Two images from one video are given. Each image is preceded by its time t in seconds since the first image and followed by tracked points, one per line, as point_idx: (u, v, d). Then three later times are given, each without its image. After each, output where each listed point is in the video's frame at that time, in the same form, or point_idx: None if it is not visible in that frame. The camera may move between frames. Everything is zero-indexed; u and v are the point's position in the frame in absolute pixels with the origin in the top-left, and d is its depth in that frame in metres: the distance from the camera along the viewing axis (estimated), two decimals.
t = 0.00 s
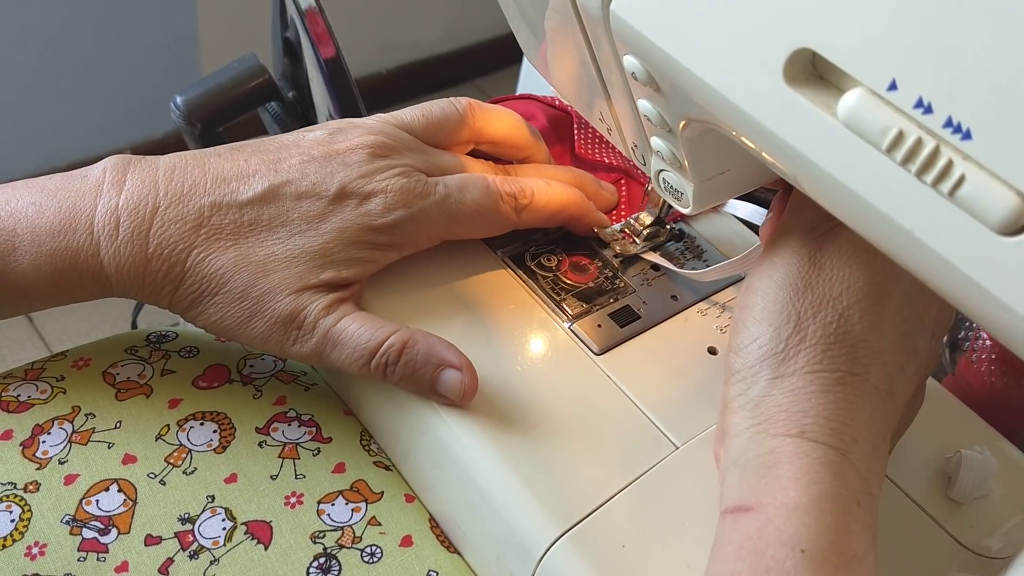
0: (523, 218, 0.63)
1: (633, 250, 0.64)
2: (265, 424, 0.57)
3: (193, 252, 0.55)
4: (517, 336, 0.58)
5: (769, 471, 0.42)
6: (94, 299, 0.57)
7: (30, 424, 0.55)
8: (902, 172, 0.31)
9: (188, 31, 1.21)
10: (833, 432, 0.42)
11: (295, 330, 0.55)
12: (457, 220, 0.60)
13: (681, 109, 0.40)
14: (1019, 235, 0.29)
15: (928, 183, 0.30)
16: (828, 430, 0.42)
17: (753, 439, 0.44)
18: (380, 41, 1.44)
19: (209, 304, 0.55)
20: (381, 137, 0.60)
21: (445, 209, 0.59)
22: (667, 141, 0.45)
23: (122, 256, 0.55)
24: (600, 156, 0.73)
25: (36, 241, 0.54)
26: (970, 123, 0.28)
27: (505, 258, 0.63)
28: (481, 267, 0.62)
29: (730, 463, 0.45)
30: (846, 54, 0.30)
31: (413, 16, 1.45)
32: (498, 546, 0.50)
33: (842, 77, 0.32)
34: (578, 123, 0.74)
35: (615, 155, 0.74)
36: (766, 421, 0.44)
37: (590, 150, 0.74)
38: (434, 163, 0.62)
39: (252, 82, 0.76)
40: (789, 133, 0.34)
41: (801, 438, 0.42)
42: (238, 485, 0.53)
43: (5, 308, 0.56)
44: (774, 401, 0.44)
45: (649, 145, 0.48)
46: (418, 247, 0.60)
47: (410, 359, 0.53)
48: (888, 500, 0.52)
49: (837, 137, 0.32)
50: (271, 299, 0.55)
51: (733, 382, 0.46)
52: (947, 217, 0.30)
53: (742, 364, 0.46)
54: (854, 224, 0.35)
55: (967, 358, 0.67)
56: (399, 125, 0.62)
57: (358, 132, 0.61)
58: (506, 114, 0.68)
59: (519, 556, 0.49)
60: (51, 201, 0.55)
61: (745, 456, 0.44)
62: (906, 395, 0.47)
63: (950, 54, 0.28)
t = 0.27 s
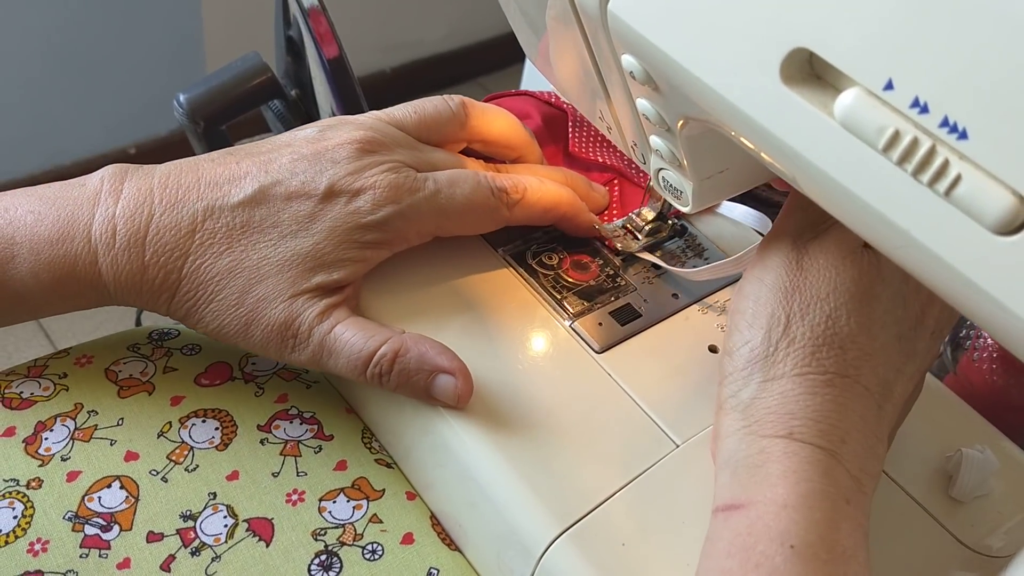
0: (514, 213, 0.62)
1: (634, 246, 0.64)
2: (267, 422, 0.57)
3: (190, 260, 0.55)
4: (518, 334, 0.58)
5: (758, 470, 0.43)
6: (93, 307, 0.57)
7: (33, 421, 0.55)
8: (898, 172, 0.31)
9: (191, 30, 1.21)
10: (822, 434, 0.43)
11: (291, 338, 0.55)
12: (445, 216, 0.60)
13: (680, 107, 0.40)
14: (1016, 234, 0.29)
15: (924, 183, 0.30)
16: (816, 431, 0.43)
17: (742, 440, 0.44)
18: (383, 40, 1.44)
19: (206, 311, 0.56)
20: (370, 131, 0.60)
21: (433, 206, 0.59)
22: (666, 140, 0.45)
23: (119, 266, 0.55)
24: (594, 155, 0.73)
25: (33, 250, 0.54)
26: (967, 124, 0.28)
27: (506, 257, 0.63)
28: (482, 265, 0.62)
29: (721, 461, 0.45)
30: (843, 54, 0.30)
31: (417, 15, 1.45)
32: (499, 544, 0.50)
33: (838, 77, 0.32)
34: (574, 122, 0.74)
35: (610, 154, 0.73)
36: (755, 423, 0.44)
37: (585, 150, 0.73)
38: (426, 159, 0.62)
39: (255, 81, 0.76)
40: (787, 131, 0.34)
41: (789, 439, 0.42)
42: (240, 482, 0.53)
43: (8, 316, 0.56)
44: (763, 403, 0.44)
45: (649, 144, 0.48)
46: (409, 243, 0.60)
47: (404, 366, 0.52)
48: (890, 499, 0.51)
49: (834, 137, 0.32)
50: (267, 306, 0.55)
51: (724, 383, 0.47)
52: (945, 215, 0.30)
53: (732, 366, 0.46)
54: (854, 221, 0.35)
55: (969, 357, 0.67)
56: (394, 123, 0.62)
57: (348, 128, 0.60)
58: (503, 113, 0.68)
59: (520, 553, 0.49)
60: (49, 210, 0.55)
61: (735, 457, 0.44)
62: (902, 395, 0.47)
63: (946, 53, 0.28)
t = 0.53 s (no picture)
0: (515, 213, 0.62)
1: (635, 248, 0.64)
2: (267, 421, 0.57)
3: (188, 259, 0.55)
4: (519, 333, 0.58)
5: (756, 474, 0.42)
6: (92, 306, 0.57)
7: (34, 420, 0.55)
8: (900, 168, 0.31)
9: (194, 31, 1.22)
10: (819, 437, 0.43)
11: (291, 338, 0.55)
12: (447, 218, 0.60)
13: (681, 105, 0.40)
14: (1017, 230, 0.29)
15: (926, 179, 0.30)
16: (813, 435, 0.43)
17: (739, 446, 0.44)
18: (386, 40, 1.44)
19: (204, 310, 0.55)
20: (370, 133, 0.60)
21: (433, 207, 0.59)
22: (668, 138, 0.44)
23: (118, 263, 0.55)
24: (595, 156, 0.73)
25: (32, 247, 0.54)
26: (968, 120, 0.28)
27: (507, 257, 0.63)
28: (483, 264, 0.62)
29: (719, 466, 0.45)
30: (843, 51, 0.30)
31: (420, 15, 1.45)
32: (500, 543, 0.50)
33: (838, 74, 0.32)
34: (575, 122, 0.74)
35: (610, 154, 0.73)
36: (752, 428, 0.44)
37: (586, 150, 0.73)
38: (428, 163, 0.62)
39: (257, 80, 0.76)
40: (787, 130, 0.34)
41: (786, 444, 0.42)
42: (241, 481, 0.53)
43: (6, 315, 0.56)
44: (759, 407, 0.44)
45: (650, 142, 0.48)
46: (408, 244, 0.60)
47: (402, 367, 0.52)
48: (892, 499, 0.51)
49: (835, 134, 0.32)
50: (266, 306, 0.55)
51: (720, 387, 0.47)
52: (947, 212, 0.30)
53: (726, 371, 0.46)
54: (855, 219, 0.35)
55: (972, 357, 0.67)
56: (395, 125, 0.62)
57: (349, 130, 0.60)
58: (504, 115, 0.68)
59: (520, 553, 0.49)
60: (49, 208, 0.56)
61: (732, 462, 0.44)
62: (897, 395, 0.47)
63: (947, 49, 0.28)
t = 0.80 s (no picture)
0: (521, 222, 0.63)
1: (636, 248, 0.64)
2: (268, 421, 0.57)
3: (192, 242, 0.55)
4: (520, 333, 0.58)
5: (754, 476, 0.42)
6: (93, 292, 0.57)
7: (35, 419, 0.55)
8: (903, 169, 0.31)
9: (196, 30, 1.22)
10: (816, 438, 0.42)
11: (298, 325, 0.54)
12: (459, 217, 0.60)
13: (684, 105, 0.40)
14: (1021, 231, 0.28)
15: (929, 180, 0.30)
16: (809, 436, 0.42)
17: (736, 449, 0.44)
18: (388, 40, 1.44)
19: (206, 295, 0.55)
20: (380, 135, 0.61)
21: (445, 204, 0.60)
22: (670, 139, 0.44)
23: (120, 244, 0.54)
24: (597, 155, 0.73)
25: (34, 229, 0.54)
26: (971, 120, 0.28)
27: (509, 256, 0.63)
28: (485, 264, 0.62)
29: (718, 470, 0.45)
30: (847, 50, 0.30)
31: (422, 15, 1.45)
32: (501, 544, 0.50)
33: (842, 74, 0.32)
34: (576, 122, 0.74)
35: (613, 154, 0.73)
36: (748, 430, 0.44)
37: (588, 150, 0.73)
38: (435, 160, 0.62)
39: (259, 80, 0.76)
40: (790, 129, 0.34)
41: (782, 446, 0.42)
42: (242, 481, 0.53)
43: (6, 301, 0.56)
44: (756, 409, 0.44)
45: (652, 143, 0.48)
46: (418, 239, 0.60)
47: (414, 363, 0.52)
48: (893, 500, 0.51)
49: (838, 134, 0.32)
50: (274, 291, 0.54)
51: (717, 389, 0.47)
52: (950, 212, 0.30)
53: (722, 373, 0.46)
54: (858, 219, 0.34)
55: (974, 358, 0.67)
56: (398, 124, 0.62)
57: (358, 132, 0.61)
58: (505, 110, 0.68)
59: (522, 553, 0.49)
60: (53, 194, 0.56)
61: (729, 465, 0.44)
62: (897, 396, 0.47)
63: (951, 49, 0.28)
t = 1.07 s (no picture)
0: (526, 221, 0.63)
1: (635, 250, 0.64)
2: (265, 422, 0.56)
3: (196, 231, 0.54)
4: (519, 334, 0.57)
5: (750, 475, 0.42)
6: (92, 288, 0.57)
7: (31, 421, 0.55)
8: (905, 165, 0.30)
9: (195, 30, 1.21)
10: (812, 435, 0.42)
11: (308, 308, 0.54)
12: (467, 211, 0.60)
13: (683, 102, 0.40)
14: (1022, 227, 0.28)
15: (931, 175, 0.30)
16: (806, 433, 0.42)
17: (733, 446, 0.44)
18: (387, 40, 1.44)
19: (209, 284, 0.55)
20: (382, 135, 0.60)
21: (452, 198, 0.60)
22: (670, 137, 0.44)
23: (121, 236, 0.54)
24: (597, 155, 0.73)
25: (33, 222, 0.54)
26: (974, 115, 0.28)
27: (507, 256, 0.63)
28: (483, 263, 0.62)
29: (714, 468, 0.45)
30: (848, 46, 0.30)
31: (421, 16, 1.45)
32: (499, 545, 0.50)
33: (843, 69, 0.32)
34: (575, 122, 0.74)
35: (612, 153, 0.73)
36: (745, 427, 0.44)
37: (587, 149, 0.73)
38: (439, 155, 0.62)
39: (256, 79, 0.76)
40: (791, 126, 0.33)
41: (778, 443, 0.42)
42: (239, 482, 0.53)
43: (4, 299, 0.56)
44: (752, 406, 0.44)
45: (652, 142, 0.47)
46: (424, 233, 0.60)
47: (433, 340, 0.53)
48: (893, 501, 0.51)
49: (839, 130, 0.32)
50: (281, 276, 0.54)
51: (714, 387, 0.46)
52: (951, 209, 0.30)
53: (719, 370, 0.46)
54: (858, 216, 0.34)
55: (974, 359, 0.67)
56: (398, 123, 0.62)
57: (360, 130, 0.61)
58: (505, 106, 0.68)
59: (520, 555, 0.48)
60: (52, 189, 0.55)
61: (725, 462, 0.44)
62: (895, 395, 0.47)
63: (952, 44, 0.27)
